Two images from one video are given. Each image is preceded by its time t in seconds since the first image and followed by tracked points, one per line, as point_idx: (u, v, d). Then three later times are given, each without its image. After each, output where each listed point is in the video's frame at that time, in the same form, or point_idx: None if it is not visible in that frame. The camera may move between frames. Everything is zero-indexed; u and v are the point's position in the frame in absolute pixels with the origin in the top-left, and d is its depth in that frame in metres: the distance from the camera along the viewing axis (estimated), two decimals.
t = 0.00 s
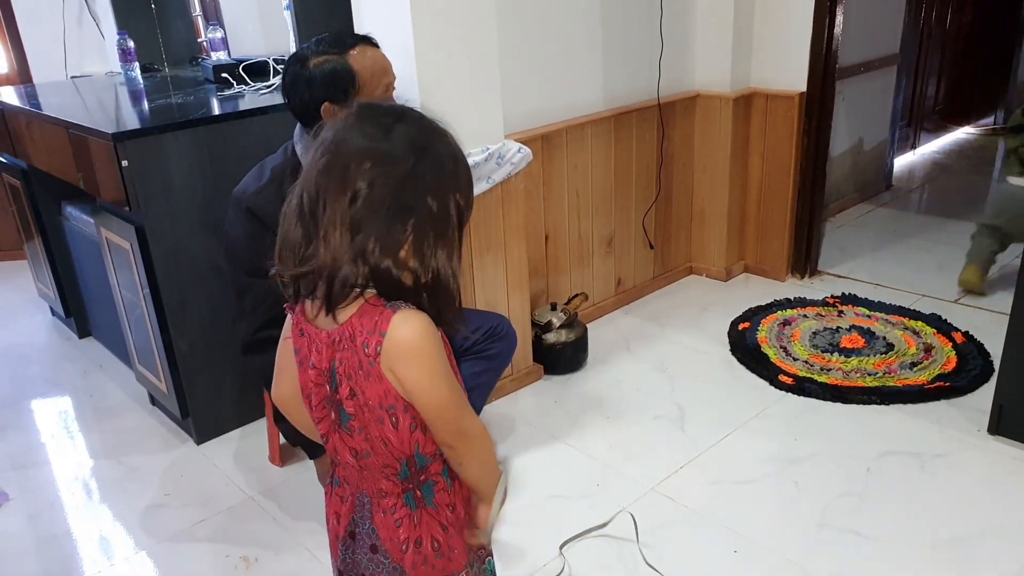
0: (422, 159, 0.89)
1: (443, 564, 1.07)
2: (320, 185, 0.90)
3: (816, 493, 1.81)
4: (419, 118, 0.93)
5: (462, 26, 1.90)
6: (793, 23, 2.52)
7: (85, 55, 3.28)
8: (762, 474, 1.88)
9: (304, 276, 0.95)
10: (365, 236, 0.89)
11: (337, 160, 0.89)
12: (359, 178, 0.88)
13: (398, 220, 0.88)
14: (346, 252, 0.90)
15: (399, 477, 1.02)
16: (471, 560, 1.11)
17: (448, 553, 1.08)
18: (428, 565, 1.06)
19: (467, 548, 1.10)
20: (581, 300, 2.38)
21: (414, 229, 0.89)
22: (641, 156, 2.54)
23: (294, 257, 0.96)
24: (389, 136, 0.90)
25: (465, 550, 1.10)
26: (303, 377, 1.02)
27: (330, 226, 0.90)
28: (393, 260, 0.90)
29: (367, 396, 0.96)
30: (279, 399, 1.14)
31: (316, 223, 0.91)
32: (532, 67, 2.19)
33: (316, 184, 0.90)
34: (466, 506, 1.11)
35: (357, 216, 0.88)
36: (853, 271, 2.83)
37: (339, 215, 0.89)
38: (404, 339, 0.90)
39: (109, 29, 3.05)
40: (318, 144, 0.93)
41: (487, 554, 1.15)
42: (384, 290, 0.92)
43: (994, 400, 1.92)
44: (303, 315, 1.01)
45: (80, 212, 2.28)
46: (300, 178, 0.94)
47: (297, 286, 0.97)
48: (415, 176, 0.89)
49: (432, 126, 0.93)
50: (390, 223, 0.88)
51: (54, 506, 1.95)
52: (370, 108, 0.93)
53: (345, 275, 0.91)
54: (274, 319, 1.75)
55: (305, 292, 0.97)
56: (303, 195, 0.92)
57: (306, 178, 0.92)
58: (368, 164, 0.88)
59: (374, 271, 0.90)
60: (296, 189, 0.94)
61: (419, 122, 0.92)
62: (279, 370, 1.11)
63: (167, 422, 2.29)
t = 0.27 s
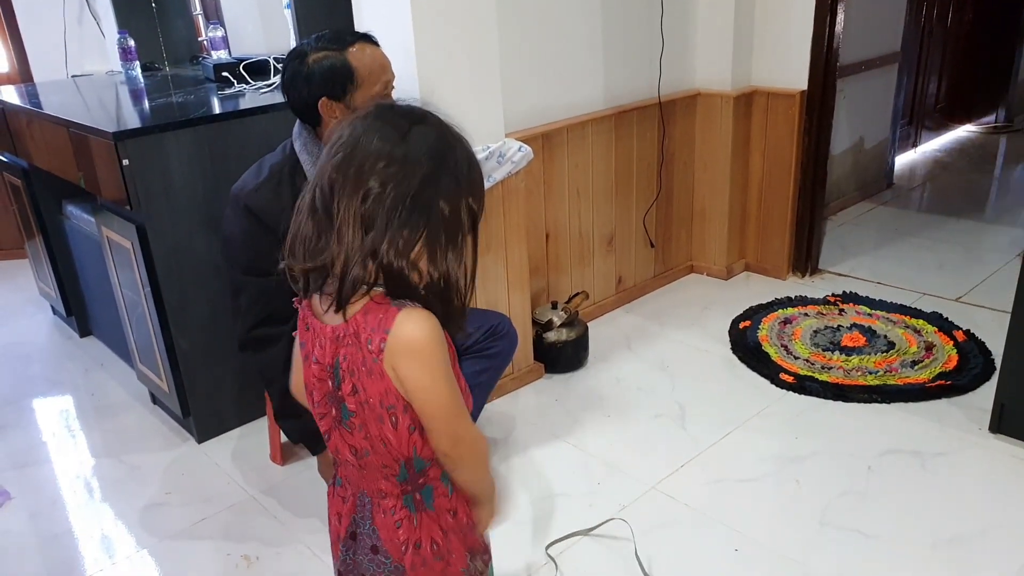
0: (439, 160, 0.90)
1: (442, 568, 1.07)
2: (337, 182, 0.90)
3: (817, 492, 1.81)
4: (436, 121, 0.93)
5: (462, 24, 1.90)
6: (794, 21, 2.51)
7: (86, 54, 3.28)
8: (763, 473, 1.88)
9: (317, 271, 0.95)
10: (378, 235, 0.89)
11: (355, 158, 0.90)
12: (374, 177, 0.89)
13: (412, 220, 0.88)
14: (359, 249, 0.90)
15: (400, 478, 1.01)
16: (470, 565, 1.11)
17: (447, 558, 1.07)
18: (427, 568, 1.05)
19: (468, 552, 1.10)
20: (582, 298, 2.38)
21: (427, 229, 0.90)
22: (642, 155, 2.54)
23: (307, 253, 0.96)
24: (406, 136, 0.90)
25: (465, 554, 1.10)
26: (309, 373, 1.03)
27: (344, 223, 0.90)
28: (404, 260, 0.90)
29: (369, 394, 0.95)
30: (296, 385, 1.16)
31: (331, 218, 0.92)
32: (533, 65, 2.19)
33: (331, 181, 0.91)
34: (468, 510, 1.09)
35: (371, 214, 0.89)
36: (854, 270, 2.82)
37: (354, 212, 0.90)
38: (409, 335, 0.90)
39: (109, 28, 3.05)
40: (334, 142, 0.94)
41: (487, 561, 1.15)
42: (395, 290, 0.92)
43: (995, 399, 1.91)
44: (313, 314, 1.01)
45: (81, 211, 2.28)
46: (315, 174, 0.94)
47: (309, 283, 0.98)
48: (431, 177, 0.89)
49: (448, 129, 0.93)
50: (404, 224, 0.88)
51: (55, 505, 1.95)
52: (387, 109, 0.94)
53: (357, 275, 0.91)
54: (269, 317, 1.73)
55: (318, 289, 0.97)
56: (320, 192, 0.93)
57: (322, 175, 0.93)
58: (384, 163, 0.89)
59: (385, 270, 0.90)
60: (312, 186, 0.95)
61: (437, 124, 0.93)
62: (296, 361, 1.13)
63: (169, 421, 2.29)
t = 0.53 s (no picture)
0: (427, 161, 0.89)
1: None
2: (331, 180, 0.92)
3: (819, 492, 1.80)
4: (434, 122, 0.93)
5: (464, 24, 1.90)
6: (796, 21, 2.51)
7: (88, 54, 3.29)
8: (765, 472, 1.88)
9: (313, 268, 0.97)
10: (361, 235, 0.89)
11: (347, 156, 0.91)
12: (361, 176, 0.89)
13: (393, 221, 0.88)
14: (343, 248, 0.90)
15: (392, 483, 1.01)
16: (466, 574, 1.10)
17: (440, 567, 1.06)
18: None
19: (464, 560, 1.09)
20: (583, 298, 2.38)
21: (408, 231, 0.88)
22: (644, 154, 2.54)
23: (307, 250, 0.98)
24: (399, 136, 0.90)
25: (461, 563, 1.08)
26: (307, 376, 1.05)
27: (334, 221, 0.92)
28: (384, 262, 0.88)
29: (355, 399, 0.96)
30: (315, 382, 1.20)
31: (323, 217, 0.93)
32: (535, 65, 2.19)
33: (327, 179, 0.93)
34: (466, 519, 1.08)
35: (358, 213, 0.89)
36: (856, 269, 2.82)
37: (342, 210, 0.90)
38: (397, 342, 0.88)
39: (113, 28, 3.05)
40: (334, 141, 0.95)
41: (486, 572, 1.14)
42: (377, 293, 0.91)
43: (998, 399, 1.91)
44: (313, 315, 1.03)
45: (84, 210, 2.29)
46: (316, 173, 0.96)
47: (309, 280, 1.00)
48: (417, 178, 0.88)
49: (445, 131, 0.92)
50: (386, 224, 0.88)
51: (58, 504, 1.96)
52: (387, 110, 0.94)
53: (343, 274, 0.91)
54: (263, 317, 1.72)
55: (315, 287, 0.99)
56: (317, 190, 0.95)
57: (320, 175, 0.95)
58: (373, 162, 0.89)
59: (365, 272, 0.89)
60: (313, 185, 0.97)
61: (433, 125, 0.92)
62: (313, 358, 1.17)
63: (171, 420, 2.29)
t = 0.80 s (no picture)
0: (417, 166, 0.88)
1: None
2: (329, 183, 0.92)
3: (819, 491, 1.80)
4: (433, 130, 0.92)
5: (465, 24, 1.90)
6: (795, 20, 2.52)
7: (88, 55, 3.28)
8: (766, 471, 1.88)
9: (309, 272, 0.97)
10: (348, 238, 0.88)
11: (342, 159, 0.91)
12: (352, 179, 0.89)
13: (377, 226, 0.86)
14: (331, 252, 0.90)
15: (388, 493, 1.01)
16: None
17: None
18: None
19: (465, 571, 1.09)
20: (584, 297, 2.38)
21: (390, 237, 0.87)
22: (644, 154, 2.54)
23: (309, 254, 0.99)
24: (394, 141, 0.90)
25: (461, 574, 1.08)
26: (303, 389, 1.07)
27: (327, 224, 0.92)
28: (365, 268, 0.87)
29: (340, 411, 0.95)
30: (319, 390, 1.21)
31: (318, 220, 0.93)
32: (535, 66, 2.20)
33: (325, 181, 0.93)
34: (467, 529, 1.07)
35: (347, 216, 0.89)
36: (856, 269, 2.82)
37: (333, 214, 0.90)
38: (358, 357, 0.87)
39: (112, 29, 3.05)
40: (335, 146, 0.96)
41: None
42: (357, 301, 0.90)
43: (998, 397, 1.91)
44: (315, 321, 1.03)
45: (83, 211, 2.29)
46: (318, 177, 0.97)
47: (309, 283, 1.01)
48: (406, 183, 0.87)
49: (443, 139, 0.91)
50: (370, 229, 0.87)
51: (57, 505, 1.95)
52: (389, 117, 0.94)
53: (330, 277, 0.90)
54: (258, 319, 1.70)
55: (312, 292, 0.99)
56: (317, 194, 0.95)
57: (321, 179, 0.95)
58: (365, 166, 0.89)
59: (346, 276, 0.88)
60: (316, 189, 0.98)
61: (432, 133, 0.91)
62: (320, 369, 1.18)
63: (171, 421, 2.29)
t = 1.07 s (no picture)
0: (416, 173, 0.83)
1: None
2: (321, 190, 0.88)
3: (819, 491, 1.81)
4: (431, 136, 0.88)
5: (463, 25, 1.90)
6: (791, 23, 2.53)
7: (85, 59, 3.28)
8: (766, 471, 1.88)
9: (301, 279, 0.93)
10: (341, 247, 0.84)
11: (337, 165, 0.86)
12: (347, 185, 0.84)
13: (374, 234, 0.82)
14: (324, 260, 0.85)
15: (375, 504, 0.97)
16: None
17: None
18: None
19: None
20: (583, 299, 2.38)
21: (386, 245, 0.82)
22: (642, 156, 2.55)
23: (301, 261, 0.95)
24: (391, 148, 0.85)
25: None
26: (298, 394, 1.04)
27: (318, 231, 0.87)
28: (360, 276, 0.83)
29: (326, 419, 0.92)
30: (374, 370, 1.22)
31: (310, 227, 0.89)
32: (533, 69, 2.20)
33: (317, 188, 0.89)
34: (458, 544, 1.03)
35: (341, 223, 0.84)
36: (854, 269, 2.83)
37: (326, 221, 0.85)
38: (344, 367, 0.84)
39: (110, 33, 3.05)
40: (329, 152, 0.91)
41: None
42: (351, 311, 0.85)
43: (996, 397, 1.92)
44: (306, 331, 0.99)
45: (81, 214, 2.28)
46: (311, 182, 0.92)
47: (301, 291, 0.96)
48: (403, 190, 0.83)
49: (441, 146, 0.87)
50: (364, 239, 0.82)
51: (54, 510, 1.94)
52: (384, 123, 0.89)
53: (323, 287, 0.86)
54: (260, 327, 1.70)
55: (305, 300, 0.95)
56: (309, 200, 0.91)
57: (313, 186, 0.91)
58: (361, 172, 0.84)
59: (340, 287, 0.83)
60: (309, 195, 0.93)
61: (430, 139, 0.87)
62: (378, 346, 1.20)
63: (169, 424, 2.28)
